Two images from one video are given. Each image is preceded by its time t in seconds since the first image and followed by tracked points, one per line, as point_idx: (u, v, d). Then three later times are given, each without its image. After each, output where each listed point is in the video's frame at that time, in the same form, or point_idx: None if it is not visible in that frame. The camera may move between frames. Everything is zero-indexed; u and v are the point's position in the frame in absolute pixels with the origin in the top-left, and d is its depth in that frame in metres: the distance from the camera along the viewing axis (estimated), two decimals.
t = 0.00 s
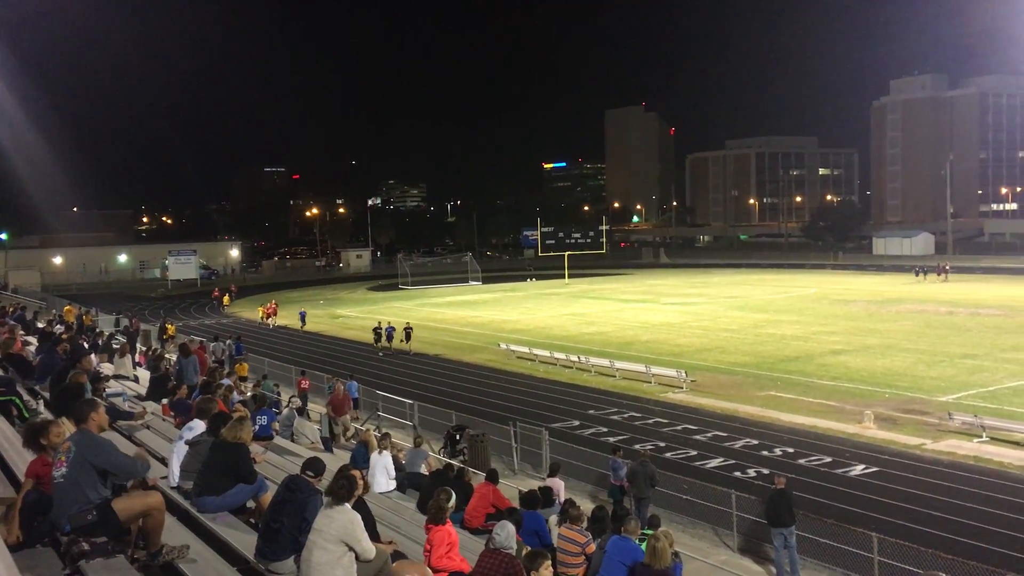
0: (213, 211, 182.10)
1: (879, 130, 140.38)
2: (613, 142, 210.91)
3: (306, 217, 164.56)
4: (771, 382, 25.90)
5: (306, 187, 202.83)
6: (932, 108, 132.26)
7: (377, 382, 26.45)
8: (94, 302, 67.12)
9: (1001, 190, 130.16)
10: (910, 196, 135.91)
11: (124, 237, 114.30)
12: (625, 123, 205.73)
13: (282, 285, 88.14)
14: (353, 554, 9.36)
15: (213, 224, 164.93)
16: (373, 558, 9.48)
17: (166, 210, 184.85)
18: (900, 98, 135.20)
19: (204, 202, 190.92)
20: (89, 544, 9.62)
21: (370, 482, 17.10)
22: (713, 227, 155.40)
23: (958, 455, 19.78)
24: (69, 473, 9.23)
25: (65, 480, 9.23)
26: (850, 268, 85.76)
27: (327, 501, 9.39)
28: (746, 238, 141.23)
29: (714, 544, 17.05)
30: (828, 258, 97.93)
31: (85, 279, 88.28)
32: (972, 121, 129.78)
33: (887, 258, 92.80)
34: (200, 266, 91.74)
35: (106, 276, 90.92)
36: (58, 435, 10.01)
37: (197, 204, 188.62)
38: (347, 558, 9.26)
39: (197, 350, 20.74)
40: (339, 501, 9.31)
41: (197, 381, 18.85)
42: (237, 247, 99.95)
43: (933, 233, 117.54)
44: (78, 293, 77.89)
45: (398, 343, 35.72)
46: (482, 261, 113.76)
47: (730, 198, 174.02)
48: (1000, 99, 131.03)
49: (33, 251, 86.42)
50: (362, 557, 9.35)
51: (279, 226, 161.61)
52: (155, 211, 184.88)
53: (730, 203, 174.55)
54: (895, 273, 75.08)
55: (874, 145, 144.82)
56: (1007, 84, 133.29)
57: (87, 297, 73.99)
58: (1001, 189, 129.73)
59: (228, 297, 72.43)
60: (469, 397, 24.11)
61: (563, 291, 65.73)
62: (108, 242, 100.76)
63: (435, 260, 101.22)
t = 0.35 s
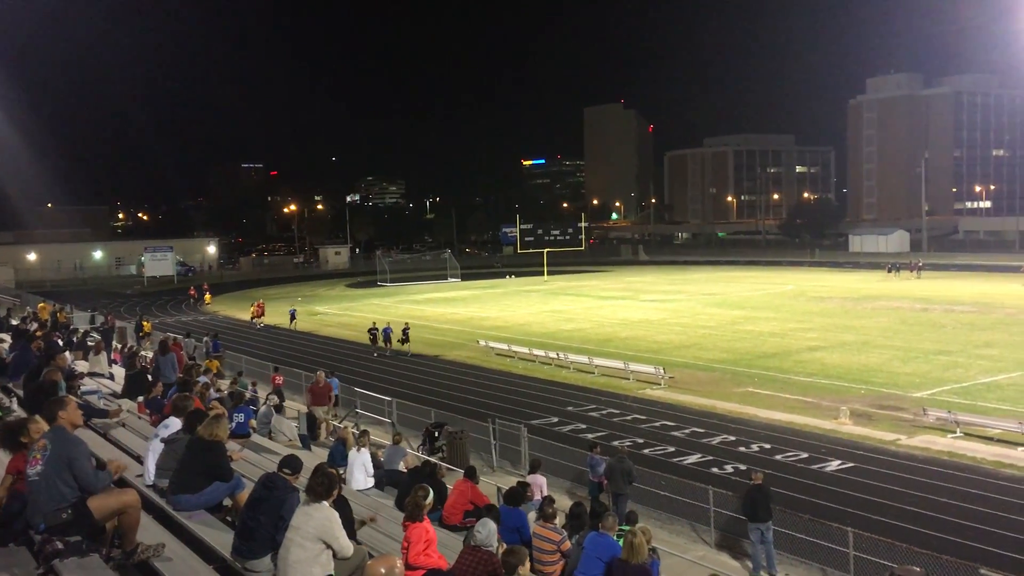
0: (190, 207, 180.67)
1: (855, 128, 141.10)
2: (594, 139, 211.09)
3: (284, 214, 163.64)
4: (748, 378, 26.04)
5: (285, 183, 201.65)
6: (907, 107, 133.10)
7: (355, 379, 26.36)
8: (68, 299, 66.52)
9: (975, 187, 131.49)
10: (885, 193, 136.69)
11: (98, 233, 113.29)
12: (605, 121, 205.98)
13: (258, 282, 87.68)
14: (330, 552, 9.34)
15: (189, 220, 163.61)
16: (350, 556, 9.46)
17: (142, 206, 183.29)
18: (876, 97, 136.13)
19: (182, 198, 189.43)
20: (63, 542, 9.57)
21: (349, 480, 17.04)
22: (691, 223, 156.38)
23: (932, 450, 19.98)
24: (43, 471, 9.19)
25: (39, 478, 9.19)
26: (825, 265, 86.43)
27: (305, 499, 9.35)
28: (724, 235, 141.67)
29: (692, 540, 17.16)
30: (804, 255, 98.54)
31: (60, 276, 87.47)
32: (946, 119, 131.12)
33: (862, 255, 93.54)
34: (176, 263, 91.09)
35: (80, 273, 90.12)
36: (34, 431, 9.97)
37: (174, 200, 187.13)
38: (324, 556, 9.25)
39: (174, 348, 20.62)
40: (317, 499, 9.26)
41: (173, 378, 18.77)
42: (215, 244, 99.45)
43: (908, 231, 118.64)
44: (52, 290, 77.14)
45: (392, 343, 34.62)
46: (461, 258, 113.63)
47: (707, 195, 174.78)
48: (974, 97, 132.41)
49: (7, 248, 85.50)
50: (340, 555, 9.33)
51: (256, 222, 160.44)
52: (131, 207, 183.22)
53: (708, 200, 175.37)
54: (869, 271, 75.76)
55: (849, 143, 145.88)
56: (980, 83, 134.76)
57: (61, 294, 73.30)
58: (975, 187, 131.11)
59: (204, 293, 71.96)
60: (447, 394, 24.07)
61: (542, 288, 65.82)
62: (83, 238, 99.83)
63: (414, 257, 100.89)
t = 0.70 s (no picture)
0: (166, 197, 178.94)
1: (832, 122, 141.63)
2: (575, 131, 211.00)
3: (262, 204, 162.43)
4: (725, 371, 26.18)
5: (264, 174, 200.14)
6: (884, 101, 133.78)
7: (333, 370, 26.25)
8: (41, 290, 65.82)
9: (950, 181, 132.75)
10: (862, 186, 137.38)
11: (71, 223, 112.00)
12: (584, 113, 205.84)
13: (235, 272, 87.09)
14: (308, 544, 9.37)
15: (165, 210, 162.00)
16: (328, 547, 9.48)
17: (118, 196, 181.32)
18: (852, 91, 136.75)
19: (159, 188, 187.58)
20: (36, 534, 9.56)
21: (326, 470, 17.03)
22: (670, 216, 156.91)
23: (906, 441, 20.20)
24: (15, 462, 9.14)
25: (12, 469, 9.13)
26: (800, 258, 86.98)
27: (282, 490, 9.36)
28: (702, 228, 141.97)
29: (668, 530, 17.27)
30: (781, 248, 99.07)
31: (33, 267, 86.52)
32: (922, 114, 132.24)
33: (838, 248, 94.22)
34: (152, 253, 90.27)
35: (54, 263, 89.32)
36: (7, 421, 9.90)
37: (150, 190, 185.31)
38: (302, 546, 9.27)
39: (149, 339, 20.50)
40: (295, 491, 9.27)
41: (148, 369, 18.68)
42: (191, 234, 98.77)
43: (884, 225, 119.31)
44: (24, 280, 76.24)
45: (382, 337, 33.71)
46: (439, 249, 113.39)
47: (686, 187, 175.19)
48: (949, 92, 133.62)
49: None
50: (318, 547, 9.35)
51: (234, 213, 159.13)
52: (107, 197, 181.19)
53: (687, 192, 175.79)
54: (845, 264, 76.31)
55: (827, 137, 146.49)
56: (955, 78, 135.97)
57: (33, 284, 72.49)
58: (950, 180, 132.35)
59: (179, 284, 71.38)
60: (425, 386, 24.04)
61: (520, 280, 65.87)
62: (56, 228, 98.67)
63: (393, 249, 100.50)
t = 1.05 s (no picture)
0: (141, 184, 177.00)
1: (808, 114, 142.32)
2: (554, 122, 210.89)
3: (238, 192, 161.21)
4: (701, 361, 26.35)
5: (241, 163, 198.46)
6: (860, 94, 134.66)
7: (309, 359, 26.15)
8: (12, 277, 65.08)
9: (924, 174, 134.05)
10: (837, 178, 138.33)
11: (42, 210, 110.57)
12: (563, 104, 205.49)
13: (211, 261, 86.52)
14: (284, 533, 9.36)
15: (140, 198, 160.27)
16: (305, 536, 9.49)
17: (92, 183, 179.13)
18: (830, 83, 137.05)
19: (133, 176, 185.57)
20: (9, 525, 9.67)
21: (303, 460, 16.98)
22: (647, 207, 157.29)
23: (879, 431, 20.42)
24: None
25: None
26: (775, 249, 87.46)
27: (259, 478, 9.34)
28: (679, 218, 142.43)
29: (644, 518, 17.40)
30: (758, 239, 99.57)
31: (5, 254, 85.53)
32: (898, 107, 133.22)
33: (813, 240, 94.80)
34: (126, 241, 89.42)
35: (25, 249, 88.71)
36: None
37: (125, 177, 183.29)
38: (278, 534, 9.27)
39: (123, 328, 20.36)
40: (272, 480, 9.28)
41: (122, 358, 18.55)
42: (166, 222, 98.03)
43: (860, 217, 119.21)
44: None
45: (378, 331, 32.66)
46: (416, 239, 112.95)
47: (663, 179, 175.42)
48: (925, 85, 134.68)
49: None
50: (294, 536, 9.35)
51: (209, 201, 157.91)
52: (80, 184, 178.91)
53: (664, 184, 175.99)
54: (819, 255, 76.89)
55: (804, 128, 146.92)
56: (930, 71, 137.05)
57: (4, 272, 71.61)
58: (924, 173, 133.61)
59: (153, 273, 70.79)
60: (402, 375, 24.01)
61: (498, 270, 65.88)
62: (27, 216, 97.33)
63: (370, 238, 99.97)
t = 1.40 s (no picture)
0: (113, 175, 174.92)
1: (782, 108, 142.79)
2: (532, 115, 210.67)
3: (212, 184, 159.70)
4: (676, 352, 26.50)
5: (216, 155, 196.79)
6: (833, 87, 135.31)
7: (284, 352, 26.02)
8: None
9: (896, 167, 135.44)
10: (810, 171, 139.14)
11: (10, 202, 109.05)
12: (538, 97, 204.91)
13: (184, 253, 85.84)
14: (258, 525, 9.33)
15: (112, 190, 158.40)
16: (279, 528, 9.46)
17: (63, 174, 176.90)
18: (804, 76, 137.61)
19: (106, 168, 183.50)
20: None
21: (278, 453, 16.92)
22: (622, 199, 157.54)
23: (850, 422, 20.65)
24: None
25: None
26: (748, 242, 87.93)
27: (233, 471, 9.33)
28: (655, 210, 142.77)
29: (618, 509, 17.50)
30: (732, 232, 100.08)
31: None
32: (871, 101, 134.34)
33: (787, 232, 95.44)
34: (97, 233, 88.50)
35: None
36: None
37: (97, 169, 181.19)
38: (252, 527, 9.25)
39: (95, 320, 20.17)
40: (246, 471, 9.26)
41: (94, 351, 18.39)
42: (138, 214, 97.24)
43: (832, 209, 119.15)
44: None
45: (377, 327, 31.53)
46: (392, 231, 112.38)
47: (639, 171, 175.61)
48: (897, 79, 136.05)
49: None
50: (268, 528, 9.33)
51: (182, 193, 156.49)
52: (51, 175, 176.55)
53: (640, 176, 176.19)
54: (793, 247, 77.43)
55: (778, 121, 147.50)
56: (903, 65, 138.35)
57: None
58: (896, 167, 135.00)
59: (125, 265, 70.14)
60: (377, 368, 23.95)
61: (474, 262, 65.76)
62: None
63: (344, 230, 99.40)
